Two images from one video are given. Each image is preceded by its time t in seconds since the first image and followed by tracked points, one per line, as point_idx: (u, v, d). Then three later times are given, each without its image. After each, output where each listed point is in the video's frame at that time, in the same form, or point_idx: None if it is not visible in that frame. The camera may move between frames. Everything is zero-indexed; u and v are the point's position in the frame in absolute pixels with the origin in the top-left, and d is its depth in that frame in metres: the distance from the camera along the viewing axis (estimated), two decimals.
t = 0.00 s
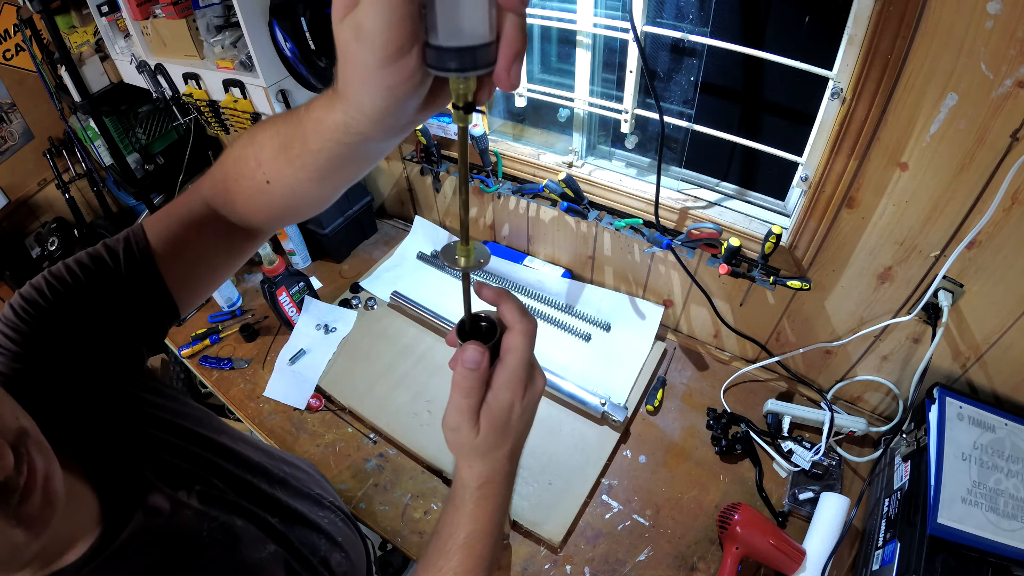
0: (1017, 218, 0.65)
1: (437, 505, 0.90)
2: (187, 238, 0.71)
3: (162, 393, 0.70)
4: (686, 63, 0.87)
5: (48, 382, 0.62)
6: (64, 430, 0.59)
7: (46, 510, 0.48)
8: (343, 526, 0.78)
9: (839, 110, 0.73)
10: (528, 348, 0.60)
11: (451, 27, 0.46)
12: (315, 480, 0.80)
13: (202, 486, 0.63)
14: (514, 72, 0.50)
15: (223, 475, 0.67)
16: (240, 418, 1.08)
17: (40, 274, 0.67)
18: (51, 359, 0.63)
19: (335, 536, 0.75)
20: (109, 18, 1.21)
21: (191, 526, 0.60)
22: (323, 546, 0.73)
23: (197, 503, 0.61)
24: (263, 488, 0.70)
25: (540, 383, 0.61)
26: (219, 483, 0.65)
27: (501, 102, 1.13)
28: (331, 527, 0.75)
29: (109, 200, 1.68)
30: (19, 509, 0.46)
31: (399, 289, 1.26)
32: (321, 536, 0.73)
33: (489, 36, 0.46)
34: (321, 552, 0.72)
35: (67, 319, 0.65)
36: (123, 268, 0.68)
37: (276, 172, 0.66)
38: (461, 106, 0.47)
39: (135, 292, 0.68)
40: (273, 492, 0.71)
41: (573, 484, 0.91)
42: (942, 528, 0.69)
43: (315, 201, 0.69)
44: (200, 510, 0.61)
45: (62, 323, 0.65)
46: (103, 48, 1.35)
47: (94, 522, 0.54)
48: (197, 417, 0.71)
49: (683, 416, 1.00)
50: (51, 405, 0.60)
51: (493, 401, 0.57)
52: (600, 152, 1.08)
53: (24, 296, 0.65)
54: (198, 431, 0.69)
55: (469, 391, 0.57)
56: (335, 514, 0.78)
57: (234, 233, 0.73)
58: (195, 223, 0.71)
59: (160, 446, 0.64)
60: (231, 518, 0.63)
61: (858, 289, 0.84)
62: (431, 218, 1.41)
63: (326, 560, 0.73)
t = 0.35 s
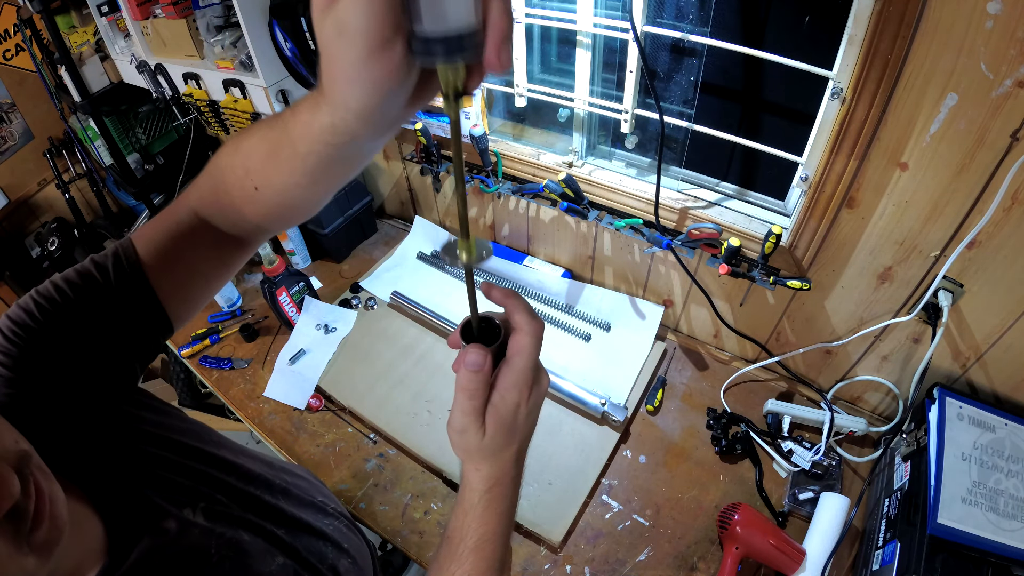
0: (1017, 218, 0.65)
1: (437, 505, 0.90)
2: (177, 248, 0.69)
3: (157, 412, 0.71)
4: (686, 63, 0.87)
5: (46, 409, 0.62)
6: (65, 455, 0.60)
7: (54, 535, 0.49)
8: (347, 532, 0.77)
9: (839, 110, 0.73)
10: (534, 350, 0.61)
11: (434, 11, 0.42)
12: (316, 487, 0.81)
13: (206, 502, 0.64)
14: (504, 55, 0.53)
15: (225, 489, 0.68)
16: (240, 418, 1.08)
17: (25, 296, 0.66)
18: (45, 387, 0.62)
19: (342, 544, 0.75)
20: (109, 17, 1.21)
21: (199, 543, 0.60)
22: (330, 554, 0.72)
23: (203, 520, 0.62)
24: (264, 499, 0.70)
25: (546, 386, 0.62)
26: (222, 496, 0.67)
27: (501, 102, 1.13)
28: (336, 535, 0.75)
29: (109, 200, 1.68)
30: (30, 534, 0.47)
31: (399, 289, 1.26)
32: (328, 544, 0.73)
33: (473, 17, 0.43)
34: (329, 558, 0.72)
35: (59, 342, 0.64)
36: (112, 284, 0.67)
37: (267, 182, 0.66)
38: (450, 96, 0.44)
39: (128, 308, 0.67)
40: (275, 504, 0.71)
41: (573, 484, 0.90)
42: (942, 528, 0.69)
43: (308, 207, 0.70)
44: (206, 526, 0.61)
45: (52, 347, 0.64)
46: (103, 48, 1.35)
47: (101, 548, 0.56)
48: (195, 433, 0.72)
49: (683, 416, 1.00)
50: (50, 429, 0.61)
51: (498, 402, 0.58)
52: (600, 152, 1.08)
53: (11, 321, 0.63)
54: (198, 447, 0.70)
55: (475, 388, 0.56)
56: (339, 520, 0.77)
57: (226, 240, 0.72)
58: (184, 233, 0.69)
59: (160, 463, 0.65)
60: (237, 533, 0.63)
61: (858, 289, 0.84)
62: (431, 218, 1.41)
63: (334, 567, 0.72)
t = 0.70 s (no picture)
0: (1017, 218, 0.65)
1: (437, 505, 0.90)
2: (144, 230, 0.69)
3: (149, 425, 0.69)
4: (686, 63, 0.86)
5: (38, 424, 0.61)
6: (62, 472, 0.60)
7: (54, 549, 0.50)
8: (347, 541, 0.74)
9: (839, 110, 0.73)
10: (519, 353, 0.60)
11: None
12: (313, 498, 0.77)
13: (206, 514, 0.64)
14: None
15: (223, 500, 0.66)
16: (240, 418, 1.08)
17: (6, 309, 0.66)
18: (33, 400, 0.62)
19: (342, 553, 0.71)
20: (109, 18, 1.21)
21: (199, 558, 0.60)
22: (331, 565, 0.69)
23: (202, 533, 0.62)
24: (263, 509, 0.68)
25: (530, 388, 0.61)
26: (220, 508, 0.65)
27: (501, 102, 1.13)
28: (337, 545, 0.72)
29: (109, 200, 1.68)
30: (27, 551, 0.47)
31: (399, 289, 1.26)
32: (329, 555, 0.70)
33: None
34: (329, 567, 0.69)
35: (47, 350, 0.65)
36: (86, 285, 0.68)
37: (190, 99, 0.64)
38: None
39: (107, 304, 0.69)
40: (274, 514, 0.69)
41: (573, 485, 0.90)
42: (942, 528, 0.69)
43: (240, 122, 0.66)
44: (205, 541, 0.61)
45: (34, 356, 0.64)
46: (103, 48, 1.35)
47: (102, 566, 0.57)
48: (192, 443, 0.70)
49: (683, 416, 1.00)
50: (47, 448, 0.60)
51: (478, 400, 0.58)
52: (600, 152, 1.08)
53: None
54: (195, 456, 0.68)
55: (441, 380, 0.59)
56: (339, 529, 0.74)
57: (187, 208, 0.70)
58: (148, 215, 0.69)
59: (160, 476, 0.64)
60: (237, 547, 0.63)
61: (858, 289, 0.84)
62: (431, 218, 1.41)
63: None
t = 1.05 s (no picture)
0: (1017, 218, 0.65)
1: (437, 505, 0.90)
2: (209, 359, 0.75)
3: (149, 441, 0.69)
4: (686, 63, 0.86)
5: (51, 444, 0.60)
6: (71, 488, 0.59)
7: (59, 565, 0.49)
8: (349, 548, 0.74)
9: (839, 110, 0.73)
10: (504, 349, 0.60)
11: None
12: (308, 497, 0.78)
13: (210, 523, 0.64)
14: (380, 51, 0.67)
15: (224, 507, 0.66)
16: (240, 418, 1.08)
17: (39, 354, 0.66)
18: (52, 430, 0.61)
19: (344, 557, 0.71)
20: (109, 18, 1.21)
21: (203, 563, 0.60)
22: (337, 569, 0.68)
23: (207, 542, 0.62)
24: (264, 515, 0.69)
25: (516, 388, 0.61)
26: (222, 516, 0.65)
27: (501, 102, 1.13)
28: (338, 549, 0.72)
29: (109, 200, 1.68)
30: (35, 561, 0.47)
31: (399, 289, 1.26)
32: (332, 560, 0.69)
33: None
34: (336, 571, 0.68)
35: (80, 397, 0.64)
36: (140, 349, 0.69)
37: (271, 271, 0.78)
38: None
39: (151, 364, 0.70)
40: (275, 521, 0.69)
41: (573, 484, 0.91)
42: (942, 528, 0.69)
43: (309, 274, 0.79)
44: (211, 550, 0.61)
45: (68, 403, 0.63)
46: (103, 48, 1.35)
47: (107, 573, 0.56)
48: (194, 455, 0.71)
49: (683, 416, 1.00)
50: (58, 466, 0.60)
51: (466, 398, 0.58)
52: (600, 152, 1.08)
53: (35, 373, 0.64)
54: (196, 469, 0.69)
55: (430, 378, 0.59)
56: (338, 536, 0.74)
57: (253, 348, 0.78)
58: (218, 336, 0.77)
59: (161, 488, 0.64)
60: (242, 552, 0.62)
61: (858, 289, 0.84)
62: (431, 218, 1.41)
63: None
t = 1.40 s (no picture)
0: (1017, 218, 0.65)
1: (437, 505, 0.90)
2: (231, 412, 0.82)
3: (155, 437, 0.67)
4: (686, 63, 0.86)
5: (58, 457, 0.59)
6: (80, 489, 0.58)
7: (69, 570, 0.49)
8: (349, 556, 0.73)
9: (839, 110, 0.73)
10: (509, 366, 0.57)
11: None
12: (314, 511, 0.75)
13: (217, 529, 0.62)
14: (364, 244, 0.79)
15: (227, 514, 0.64)
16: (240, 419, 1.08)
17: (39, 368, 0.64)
18: (61, 439, 0.60)
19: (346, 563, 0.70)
20: (109, 18, 1.21)
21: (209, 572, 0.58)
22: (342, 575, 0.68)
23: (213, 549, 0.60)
24: (269, 527, 0.66)
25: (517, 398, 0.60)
26: (226, 523, 0.63)
27: (501, 102, 1.13)
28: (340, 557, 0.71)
29: (109, 200, 1.68)
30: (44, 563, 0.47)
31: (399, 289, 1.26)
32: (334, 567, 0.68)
33: None
34: None
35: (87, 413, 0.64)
36: (152, 371, 0.72)
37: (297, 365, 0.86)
38: None
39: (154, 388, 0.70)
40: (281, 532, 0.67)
41: (573, 484, 0.91)
42: (942, 528, 0.69)
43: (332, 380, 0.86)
44: (217, 555, 0.60)
45: (76, 416, 0.62)
46: (103, 48, 1.35)
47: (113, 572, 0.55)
48: (194, 458, 0.68)
49: (683, 416, 1.00)
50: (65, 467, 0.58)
51: (466, 412, 0.57)
52: (600, 152, 1.08)
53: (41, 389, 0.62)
54: (198, 473, 0.66)
55: (432, 392, 0.58)
56: (341, 544, 0.73)
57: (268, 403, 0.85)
58: (242, 403, 0.84)
59: (168, 487, 0.62)
60: (245, 562, 0.61)
61: (858, 289, 0.84)
62: (431, 218, 1.41)
63: None
